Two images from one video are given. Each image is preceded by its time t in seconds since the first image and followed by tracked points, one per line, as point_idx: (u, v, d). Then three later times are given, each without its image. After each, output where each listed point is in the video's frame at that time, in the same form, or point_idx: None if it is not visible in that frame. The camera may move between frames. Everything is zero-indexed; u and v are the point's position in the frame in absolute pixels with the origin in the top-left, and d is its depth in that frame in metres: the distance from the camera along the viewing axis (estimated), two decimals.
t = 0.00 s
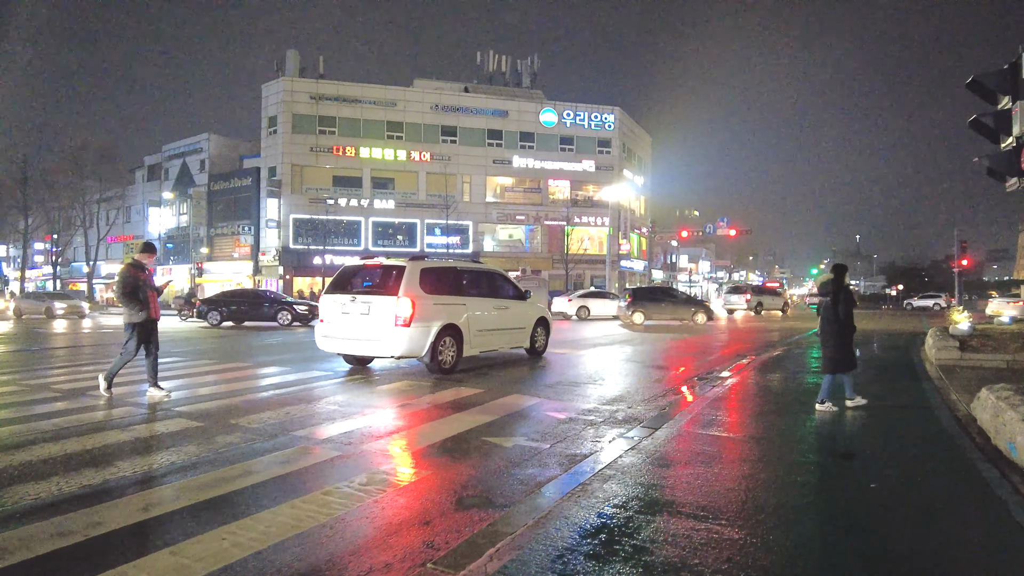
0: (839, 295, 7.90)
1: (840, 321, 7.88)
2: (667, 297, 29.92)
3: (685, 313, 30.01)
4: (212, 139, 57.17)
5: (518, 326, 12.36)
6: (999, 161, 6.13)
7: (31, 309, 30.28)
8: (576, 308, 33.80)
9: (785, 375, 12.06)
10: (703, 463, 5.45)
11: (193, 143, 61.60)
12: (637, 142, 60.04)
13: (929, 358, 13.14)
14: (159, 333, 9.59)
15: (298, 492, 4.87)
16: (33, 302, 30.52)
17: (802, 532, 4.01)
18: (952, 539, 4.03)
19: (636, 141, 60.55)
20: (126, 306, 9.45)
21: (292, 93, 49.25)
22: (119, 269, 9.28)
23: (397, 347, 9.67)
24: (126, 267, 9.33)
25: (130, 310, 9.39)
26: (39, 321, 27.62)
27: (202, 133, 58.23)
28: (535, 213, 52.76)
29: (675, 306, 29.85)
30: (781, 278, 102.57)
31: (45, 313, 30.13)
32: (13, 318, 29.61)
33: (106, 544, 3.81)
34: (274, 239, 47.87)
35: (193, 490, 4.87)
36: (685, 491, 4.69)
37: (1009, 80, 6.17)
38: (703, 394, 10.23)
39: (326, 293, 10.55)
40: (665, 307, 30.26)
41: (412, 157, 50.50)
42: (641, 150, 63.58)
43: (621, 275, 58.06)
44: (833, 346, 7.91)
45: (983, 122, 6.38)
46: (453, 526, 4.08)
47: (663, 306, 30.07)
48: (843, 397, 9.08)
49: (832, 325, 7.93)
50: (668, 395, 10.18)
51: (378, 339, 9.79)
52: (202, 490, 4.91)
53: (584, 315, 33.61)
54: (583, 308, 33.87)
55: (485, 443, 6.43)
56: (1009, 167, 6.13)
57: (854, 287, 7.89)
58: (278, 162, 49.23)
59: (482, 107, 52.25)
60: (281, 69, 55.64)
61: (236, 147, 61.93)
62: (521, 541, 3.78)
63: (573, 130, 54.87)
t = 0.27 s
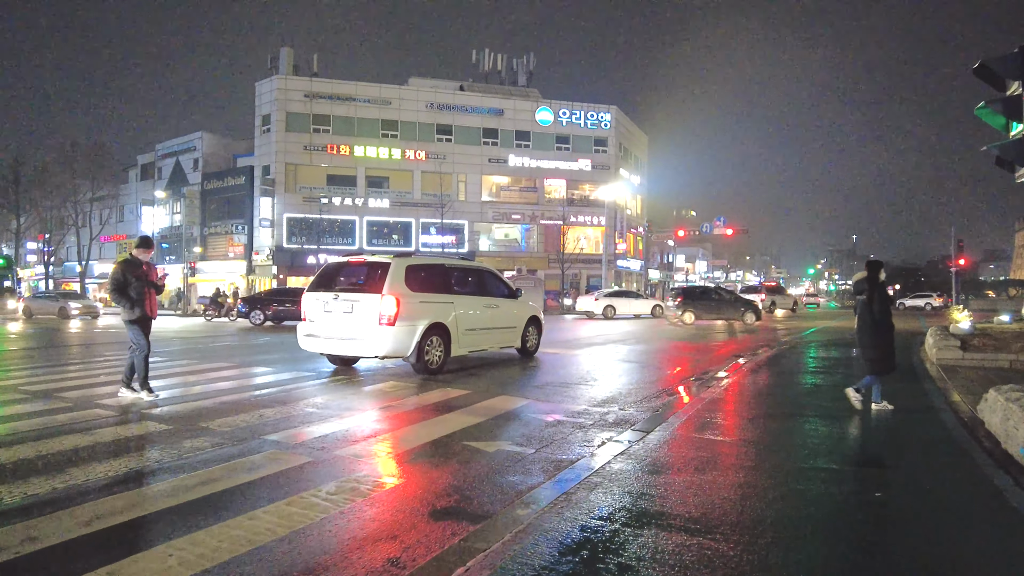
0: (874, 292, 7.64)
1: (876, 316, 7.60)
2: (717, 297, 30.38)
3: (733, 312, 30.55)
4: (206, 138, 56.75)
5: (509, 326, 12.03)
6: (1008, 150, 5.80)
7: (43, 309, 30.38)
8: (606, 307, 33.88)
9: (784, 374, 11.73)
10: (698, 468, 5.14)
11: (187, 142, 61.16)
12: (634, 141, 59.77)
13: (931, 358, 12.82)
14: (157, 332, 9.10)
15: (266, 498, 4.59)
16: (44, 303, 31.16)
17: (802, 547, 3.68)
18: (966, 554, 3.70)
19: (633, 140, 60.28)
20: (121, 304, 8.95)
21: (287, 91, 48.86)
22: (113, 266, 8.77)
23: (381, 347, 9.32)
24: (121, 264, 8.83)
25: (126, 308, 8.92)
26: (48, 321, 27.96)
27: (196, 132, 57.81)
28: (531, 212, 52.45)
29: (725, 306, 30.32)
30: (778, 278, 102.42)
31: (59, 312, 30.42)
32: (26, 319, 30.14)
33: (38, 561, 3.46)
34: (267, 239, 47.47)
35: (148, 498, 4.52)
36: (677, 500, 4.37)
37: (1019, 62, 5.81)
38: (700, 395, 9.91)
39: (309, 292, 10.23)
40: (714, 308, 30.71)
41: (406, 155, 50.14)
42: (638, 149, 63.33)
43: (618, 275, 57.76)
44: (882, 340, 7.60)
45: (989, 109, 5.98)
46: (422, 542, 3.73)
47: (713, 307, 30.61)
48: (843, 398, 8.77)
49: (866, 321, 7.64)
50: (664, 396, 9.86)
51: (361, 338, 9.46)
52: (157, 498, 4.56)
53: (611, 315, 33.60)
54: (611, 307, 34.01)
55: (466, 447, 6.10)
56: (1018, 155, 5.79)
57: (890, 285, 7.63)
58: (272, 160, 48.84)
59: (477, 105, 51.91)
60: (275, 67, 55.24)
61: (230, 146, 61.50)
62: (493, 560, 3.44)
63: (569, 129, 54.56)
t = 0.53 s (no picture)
0: (915, 297, 7.35)
1: (919, 323, 7.25)
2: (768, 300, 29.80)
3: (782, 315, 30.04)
4: (201, 136, 56.26)
5: (500, 329, 11.66)
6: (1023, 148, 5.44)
7: (57, 310, 30.32)
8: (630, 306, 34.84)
9: (782, 379, 11.37)
10: (696, 486, 4.81)
11: (182, 140, 60.64)
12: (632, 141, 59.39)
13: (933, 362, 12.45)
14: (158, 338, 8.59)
15: (231, 517, 4.29)
16: (58, 302, 30.51)
17: None
18: None
19: (630, 139, 59.84)
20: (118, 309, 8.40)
21: (282, 89, 48.43)
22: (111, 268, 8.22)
23: (363, 351, 8.94)
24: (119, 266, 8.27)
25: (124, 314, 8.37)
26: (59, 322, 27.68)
27: (191, 130, 57.30)
28: (527, 212, 52.03)
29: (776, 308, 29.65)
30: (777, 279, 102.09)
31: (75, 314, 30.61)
32: (40, 319, 29.57)
33: None
34: (261, 238, 47.01)
35: (91, 522, 4.13)
36: (674, 522, 4.05)
37: None
38: (696, 401, 9.55)
39: (291, 294, 9.84)
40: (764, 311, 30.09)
41: (402, 154, 49.70)
42: (636, 148, 62.97)
43: (615, 275, 57.36)
44: (922, 347, 7.23)
45: (1005, 102, 5.57)
46: None
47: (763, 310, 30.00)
48: (844, 404, 8.42)
49: (913, 326, 7.28)
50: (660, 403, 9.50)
51: (343, 343, 9.08)
52: (102, 521, 4.17)
53: (635, 315, 33.85)
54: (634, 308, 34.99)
55: (448, 460, 5.76)
56: None
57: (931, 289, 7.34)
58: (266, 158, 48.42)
59: (474, 104, 51.50)
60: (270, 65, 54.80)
61: (225, 145, 60.97)
62: None
63: (566, 128, 54.16)
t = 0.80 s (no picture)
0: (958, 291, 7.04)
1: (964, 318, 6.93)
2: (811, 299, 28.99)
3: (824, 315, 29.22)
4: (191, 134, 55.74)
5: (485, 327, 11.34)
6: None
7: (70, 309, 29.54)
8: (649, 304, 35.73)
9: (773, 377, 11.09)
10: (684, 494, 4.51)
11: (172, 138, 60.03)
12: (625, 139, 59.13)
13: (928, 361, 12.19)
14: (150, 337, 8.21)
15: (179, 526, 4.00)
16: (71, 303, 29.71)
17: None
18: None
19: (624, 138, 59.56)
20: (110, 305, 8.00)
21: (273, 86, 48.01)
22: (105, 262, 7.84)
23: (339, 351, 8.62)
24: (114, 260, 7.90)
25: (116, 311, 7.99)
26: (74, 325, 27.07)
27: (181, 128, 56.73)
28: (521, 210, 51.72)
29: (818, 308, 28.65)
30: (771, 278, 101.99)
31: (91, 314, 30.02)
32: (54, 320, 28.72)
33: None
34: (252, 236, 46.58)
35: (24, 537, 3.80)
36: (656, 534, 3.76)
37: None
38: (686, 401, 9.25)
39: (266, 291, 9.51)
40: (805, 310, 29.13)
41: (395, 152, 49.33)
42: (630, 147, 62.73)
43: (610, 274, 57.05)
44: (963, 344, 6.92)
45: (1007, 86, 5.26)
46: None
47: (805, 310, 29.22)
48: (836, 405, 8.15)
49: (955, 323, 6.97)
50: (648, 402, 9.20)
51: (318, 341, 8.75)
52: (37, 534, 3.85)
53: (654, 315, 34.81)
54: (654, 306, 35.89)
55: (419, 464, 5.47)
56: None
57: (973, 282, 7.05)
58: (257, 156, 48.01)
59: (467, 101, 51.14)
60: (261, 62, 54.32)
61: (216, 143, 60.44)
62: None
63: (560, 126, 53.87)
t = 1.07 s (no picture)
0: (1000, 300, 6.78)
1: (1002, 327, 6.69)
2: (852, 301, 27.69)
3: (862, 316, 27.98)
4: (180, 134, 55.23)
5: (468, 332, 10.99)
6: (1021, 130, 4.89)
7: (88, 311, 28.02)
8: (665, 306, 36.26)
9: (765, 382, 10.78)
10: (665, 516, 4.19)
11: (162, 138, 59.46)
12: (618, 139, 58.87)
13: (922, 364, 11.92)
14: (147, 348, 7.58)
15: (114, 556, 3.68)
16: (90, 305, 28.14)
17: None
18: None
19: (617, 138, 59.30)
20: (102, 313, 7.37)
21: (262, 85, 47.60)
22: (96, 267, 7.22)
23: (312, 358, 8.29)
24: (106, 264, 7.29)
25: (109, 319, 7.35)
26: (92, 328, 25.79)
27: (171, 128, 56.20)
28: (513, 211, 51.44)
29: (860, 311, 27.20)
30: (765, 278, 101.91)
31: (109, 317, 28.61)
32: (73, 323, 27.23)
33: None
34: (241, 237, 46.16)
35: None
36: (634, 565, 3.45)
37: None
38: (675, 408, 8.92)
39: (239, 295, 9.16)
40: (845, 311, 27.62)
41: (386, 152, 48.96)
42: (623, 147, 62.47)
43: (602, 275, 56.80)
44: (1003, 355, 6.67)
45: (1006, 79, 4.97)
46: None
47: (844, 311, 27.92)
48: (828, 412, 7.84)
49: (992, 332, 6.73)
50: (636, 409, 8.89)
51: (291, 348, 8.42)
52: None
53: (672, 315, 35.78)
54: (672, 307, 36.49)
55: (384, 482, 5.13)
56: None
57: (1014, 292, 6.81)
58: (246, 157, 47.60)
59: (459, 102, 50.81)
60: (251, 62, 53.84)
61: (206, 143, 59.88)
62: None
63: (552, 126, 53.59)
